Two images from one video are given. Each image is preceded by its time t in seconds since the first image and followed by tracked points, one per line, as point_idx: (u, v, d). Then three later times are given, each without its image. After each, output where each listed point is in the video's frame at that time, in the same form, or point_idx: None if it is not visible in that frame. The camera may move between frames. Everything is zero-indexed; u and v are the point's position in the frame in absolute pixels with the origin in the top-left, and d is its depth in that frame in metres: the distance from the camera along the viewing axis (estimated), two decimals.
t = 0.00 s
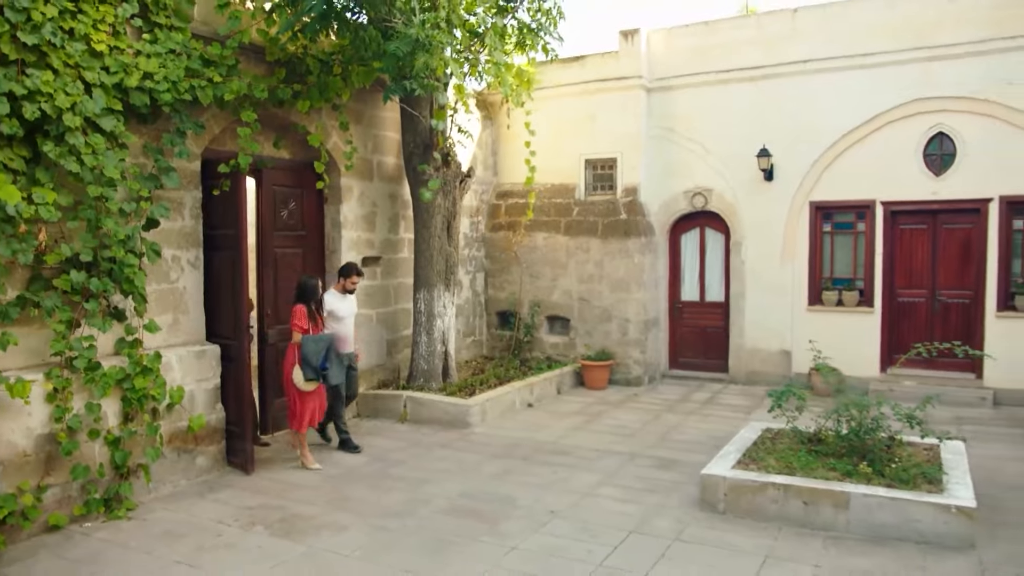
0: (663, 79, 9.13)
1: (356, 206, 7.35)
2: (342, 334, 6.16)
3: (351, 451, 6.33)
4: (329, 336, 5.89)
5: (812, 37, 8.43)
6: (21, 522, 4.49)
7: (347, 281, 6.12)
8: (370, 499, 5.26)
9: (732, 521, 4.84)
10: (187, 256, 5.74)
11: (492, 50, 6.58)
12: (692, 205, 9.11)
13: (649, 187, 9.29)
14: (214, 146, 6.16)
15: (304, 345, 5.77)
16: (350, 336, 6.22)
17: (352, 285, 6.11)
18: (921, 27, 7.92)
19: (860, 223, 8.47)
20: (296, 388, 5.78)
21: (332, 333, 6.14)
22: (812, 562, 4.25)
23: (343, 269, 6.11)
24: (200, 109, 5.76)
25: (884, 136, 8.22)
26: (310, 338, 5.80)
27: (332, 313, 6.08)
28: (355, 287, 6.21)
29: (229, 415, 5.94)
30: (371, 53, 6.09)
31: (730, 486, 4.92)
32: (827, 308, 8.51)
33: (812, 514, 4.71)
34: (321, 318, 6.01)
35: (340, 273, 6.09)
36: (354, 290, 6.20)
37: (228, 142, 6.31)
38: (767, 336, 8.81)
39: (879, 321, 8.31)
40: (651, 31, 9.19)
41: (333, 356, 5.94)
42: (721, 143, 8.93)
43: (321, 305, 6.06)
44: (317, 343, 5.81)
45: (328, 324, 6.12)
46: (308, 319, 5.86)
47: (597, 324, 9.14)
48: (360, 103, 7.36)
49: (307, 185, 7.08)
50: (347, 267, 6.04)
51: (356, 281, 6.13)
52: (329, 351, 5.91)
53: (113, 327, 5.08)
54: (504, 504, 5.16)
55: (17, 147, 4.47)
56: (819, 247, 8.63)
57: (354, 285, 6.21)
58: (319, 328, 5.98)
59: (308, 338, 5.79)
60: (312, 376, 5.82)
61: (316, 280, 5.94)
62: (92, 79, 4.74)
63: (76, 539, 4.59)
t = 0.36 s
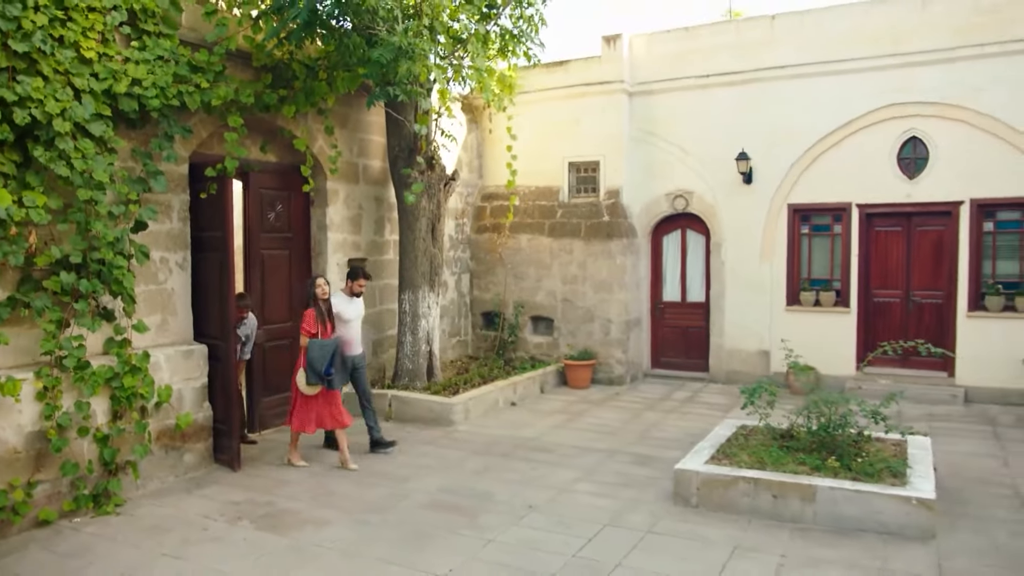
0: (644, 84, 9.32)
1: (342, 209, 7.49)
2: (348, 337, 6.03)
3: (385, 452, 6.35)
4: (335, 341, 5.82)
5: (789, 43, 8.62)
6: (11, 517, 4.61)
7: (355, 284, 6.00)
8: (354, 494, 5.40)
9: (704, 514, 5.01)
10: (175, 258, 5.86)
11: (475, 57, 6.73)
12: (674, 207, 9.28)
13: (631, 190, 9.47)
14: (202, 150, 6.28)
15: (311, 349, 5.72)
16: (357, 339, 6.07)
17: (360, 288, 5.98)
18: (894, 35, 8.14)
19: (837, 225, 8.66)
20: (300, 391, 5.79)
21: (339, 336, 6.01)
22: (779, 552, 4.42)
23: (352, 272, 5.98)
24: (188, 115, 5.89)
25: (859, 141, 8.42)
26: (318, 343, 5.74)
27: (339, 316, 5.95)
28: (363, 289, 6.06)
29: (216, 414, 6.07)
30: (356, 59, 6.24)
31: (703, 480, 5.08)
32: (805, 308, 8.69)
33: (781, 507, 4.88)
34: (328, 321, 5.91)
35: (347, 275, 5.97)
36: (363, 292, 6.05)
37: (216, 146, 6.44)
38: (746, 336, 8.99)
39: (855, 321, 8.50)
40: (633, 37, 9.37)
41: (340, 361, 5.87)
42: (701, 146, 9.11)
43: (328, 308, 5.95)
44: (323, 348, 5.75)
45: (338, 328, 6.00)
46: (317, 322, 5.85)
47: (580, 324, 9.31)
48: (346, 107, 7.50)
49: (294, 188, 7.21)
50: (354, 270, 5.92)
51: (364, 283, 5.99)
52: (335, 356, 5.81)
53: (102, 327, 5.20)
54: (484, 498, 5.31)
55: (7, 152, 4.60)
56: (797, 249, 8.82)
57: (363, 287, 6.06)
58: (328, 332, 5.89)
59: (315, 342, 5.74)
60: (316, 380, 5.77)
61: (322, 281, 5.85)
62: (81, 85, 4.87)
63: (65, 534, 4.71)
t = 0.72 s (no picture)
0: (625, 89, 9.50)
1: (327, 211, 7.63)
2: (362, 338, 6.10)
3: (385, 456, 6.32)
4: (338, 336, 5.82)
5: (766, 49, 8.83)
6: (2, 513, 4.73)
7: (375, 287, 6.11)
8: (338, 490, 5.55)
9: (677, 507, 5.18)
10: (163, 259, 5.99)
11: (458, 63, 6.89)
12: (655, 209, 9.47)
13: (613, 192, 9.65)
14: (189, 153, 6.40)
15: (314, 346, 5.75)
16: (370, 341, 6.12)
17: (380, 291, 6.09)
18: (867, 42, 8.36)
19: (813, 226, 8.87)
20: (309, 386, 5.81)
21: (352, 335, 6.10)
22: (747, 542, 4.59)
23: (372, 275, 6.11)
24: (175, 120, 6.02)
25: (834, 145, 8.63)
26: (320, 340, 5.77)
27: (354, 315, 6.08)
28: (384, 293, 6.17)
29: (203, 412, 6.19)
30: (340, 65, 6.39)
31: (676, 475, 5.25)
32: (782, 308, 8.89)
33: (751, 500, 5.05)
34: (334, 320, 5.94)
35: (369, 278, 6.10)
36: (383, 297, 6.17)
37: (203, 150, 6.57)
38: (726, 335, 9.18)
39: (831, 321, 8.71)
40: (614, 42, 9.55)
41: (345, 357, 5.83)
42: (681, 150, 9.30)
43: (346, 306, 6.09)
44: (327, 344, 5.78)
45: (351, 327, 6.11)
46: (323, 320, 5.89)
47: (563, 324, 9.48)
48: (331, 112, 7.65)
49: (279, 191, 7.35)
50: (374, 273, 6.05)
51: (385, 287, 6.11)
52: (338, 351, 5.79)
53: (91, 327, 5.33)
54: (465, 493, 5.46)
55: None
56: (775, 250, 9.02)
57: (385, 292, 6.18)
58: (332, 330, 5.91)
59: (319, 339, 5.78)
60: (322, 375, 5.75)
61: (334, 281, 5.92)
62: (71, 92, 5.01)
63: (55, 529, 4.83)
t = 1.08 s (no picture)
0: (607, 93, 9.69)
1: (313, 214, 7.77)
2: (374, 339, 6.20)
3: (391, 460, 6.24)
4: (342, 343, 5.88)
5: (743, 55, 9.02)
6: None
7: (383, 284, 6.19)
8: (323, 486, 5.69)
9: (651, 500, 5.35)
10: (151, 261, 6.12)
11: (441, 68, 7.05)
12: (636, 211, 9.65)
13: (595, 195, 9.83)
14: (177, 157, 6.53)
15: (317, 349, 5.80)
16: (382, 341, 6.23)
17: (388, 289, 6.14)
18: (841, 48, 8.58)
19: (790, 228, 9.07)
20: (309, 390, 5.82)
21: (365, 337, 6.20)
22: (717, 533, 4.77)
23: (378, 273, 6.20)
24: (163, 124, 6.15)
25: (810, 148, 8.83)
26: (324, 344, 5.83)
27: (365, 316, 6.20)
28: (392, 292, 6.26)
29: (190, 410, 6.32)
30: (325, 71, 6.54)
31: (651, 469, 5.43)
32: (760, 308, 9.10)
33: (722, 493, 5.23)
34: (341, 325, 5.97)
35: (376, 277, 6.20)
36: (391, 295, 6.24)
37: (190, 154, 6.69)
38: (705, 335, 9.37)
39: (807, 321, 8.92)
40: (596, 47, 9.73)
41: (346, 364, 5.87)
42: (661, 153, 9.49)
43: (356, 307, 6.23)
44: (330, 349, 5.84)
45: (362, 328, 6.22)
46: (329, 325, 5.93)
47: (546, 324, 9.66)
48: (317, 115, 7.78)
49: (266, 194, 7.48)
50: (380, 270, 6.13)
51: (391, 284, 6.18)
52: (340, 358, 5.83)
53: (80, 327, 5.45)
54: (446, 488, 5.62)
55: None
56: (752, 251, 9.22)
57: (392, 290, 6.26)
58: (338, 335, 5.94)
59: (322, 344, 5.82)
60: (320, 380, 5.78)
61: (341, 287, 5.98)
62: (61, 97, 5.13)
63: (45, 524, 4.95)
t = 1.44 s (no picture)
0: (590, 97, 9.87)
1: (300, 216, 7.90)
2: (386, 342, 6.17)
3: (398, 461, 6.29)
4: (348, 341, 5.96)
5: (722, 60, 9.22)
6: None
7: (392, 286, 6.10)
8: (309, 482, 5.84)
9: (628, 494, 5.53)
10: (140, 262, 6.24)
11: (425, 74, 7.21)
12: (618, 214, 9.84)
13: (578, 197, 10.01)
14: (165, 160, 6.64)
15: (322, 348, 5.93)
16: (394, 344, 6.20)
17: (396, 290, 6.09)
18: (817, 54, 8.79)
19: (769, 230, 9.27)
20: (315, 388, 6.00)
21: (376, 340, 6.16)
22: (690, 524, 4.94)
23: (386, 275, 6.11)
24: (152, 129, 6.27)
25: (787, 152, 9.04)
26: (329, 343, 5.95)
27: (375, 320, 6.13)
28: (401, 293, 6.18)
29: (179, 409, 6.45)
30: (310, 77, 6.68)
31: (628, 464, 5.60)
32: (740, 308, 9.29)
33: (697, 487, 5.41)
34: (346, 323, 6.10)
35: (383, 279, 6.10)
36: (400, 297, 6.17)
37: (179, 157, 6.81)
38: (685, 334, 9.56)
39: (785, 320, 9.12)
40: (579, 51, 9.90)
41: (352, 363, 5.97)
42: (642, 156, 9.68)
43: (365, 310, 6.15)
44: (335, 347, 5.94)
45: (374, 332, 6.15)
46: (335, 324, 6.07)
47: (530, 324, 9.83)
48: (303, 120, 7.92)
49: (253, 196, 7.61)
50: (387, 273, 6.05)
51: (399, 286, 6.09)
52: (346, 357, 5.93)
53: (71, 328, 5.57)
54: (429, 484, 5.77)
55: None
56: (732, 252, 9.42)
57: (401, 291, 6.16)
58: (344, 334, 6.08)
59: (327, 343, 5.96)
60: (326, 379, 5.95)
61: (347, 287, 6.08)
62: (52, 103, 5.25)
63: (37, 519, 5.07)
